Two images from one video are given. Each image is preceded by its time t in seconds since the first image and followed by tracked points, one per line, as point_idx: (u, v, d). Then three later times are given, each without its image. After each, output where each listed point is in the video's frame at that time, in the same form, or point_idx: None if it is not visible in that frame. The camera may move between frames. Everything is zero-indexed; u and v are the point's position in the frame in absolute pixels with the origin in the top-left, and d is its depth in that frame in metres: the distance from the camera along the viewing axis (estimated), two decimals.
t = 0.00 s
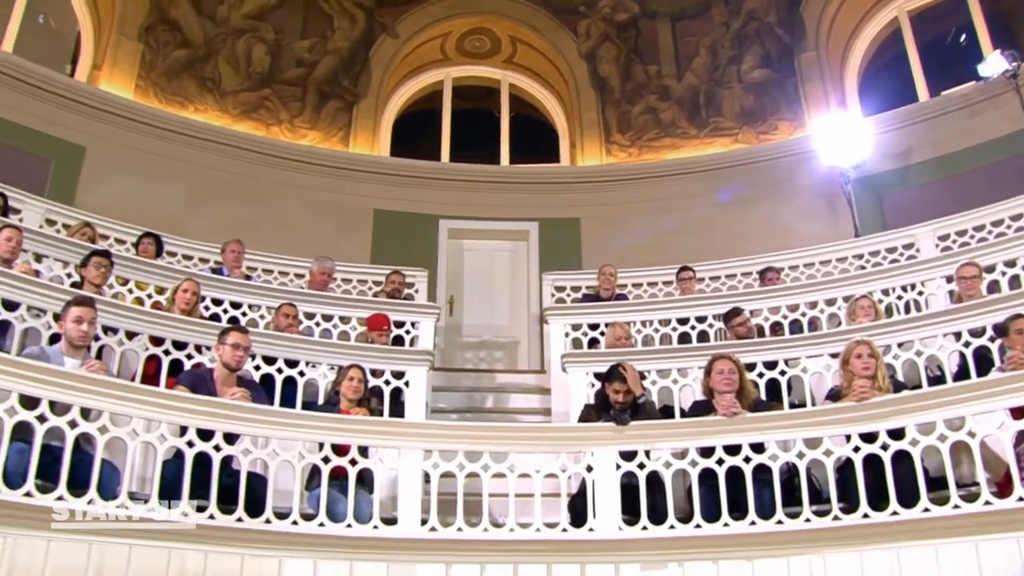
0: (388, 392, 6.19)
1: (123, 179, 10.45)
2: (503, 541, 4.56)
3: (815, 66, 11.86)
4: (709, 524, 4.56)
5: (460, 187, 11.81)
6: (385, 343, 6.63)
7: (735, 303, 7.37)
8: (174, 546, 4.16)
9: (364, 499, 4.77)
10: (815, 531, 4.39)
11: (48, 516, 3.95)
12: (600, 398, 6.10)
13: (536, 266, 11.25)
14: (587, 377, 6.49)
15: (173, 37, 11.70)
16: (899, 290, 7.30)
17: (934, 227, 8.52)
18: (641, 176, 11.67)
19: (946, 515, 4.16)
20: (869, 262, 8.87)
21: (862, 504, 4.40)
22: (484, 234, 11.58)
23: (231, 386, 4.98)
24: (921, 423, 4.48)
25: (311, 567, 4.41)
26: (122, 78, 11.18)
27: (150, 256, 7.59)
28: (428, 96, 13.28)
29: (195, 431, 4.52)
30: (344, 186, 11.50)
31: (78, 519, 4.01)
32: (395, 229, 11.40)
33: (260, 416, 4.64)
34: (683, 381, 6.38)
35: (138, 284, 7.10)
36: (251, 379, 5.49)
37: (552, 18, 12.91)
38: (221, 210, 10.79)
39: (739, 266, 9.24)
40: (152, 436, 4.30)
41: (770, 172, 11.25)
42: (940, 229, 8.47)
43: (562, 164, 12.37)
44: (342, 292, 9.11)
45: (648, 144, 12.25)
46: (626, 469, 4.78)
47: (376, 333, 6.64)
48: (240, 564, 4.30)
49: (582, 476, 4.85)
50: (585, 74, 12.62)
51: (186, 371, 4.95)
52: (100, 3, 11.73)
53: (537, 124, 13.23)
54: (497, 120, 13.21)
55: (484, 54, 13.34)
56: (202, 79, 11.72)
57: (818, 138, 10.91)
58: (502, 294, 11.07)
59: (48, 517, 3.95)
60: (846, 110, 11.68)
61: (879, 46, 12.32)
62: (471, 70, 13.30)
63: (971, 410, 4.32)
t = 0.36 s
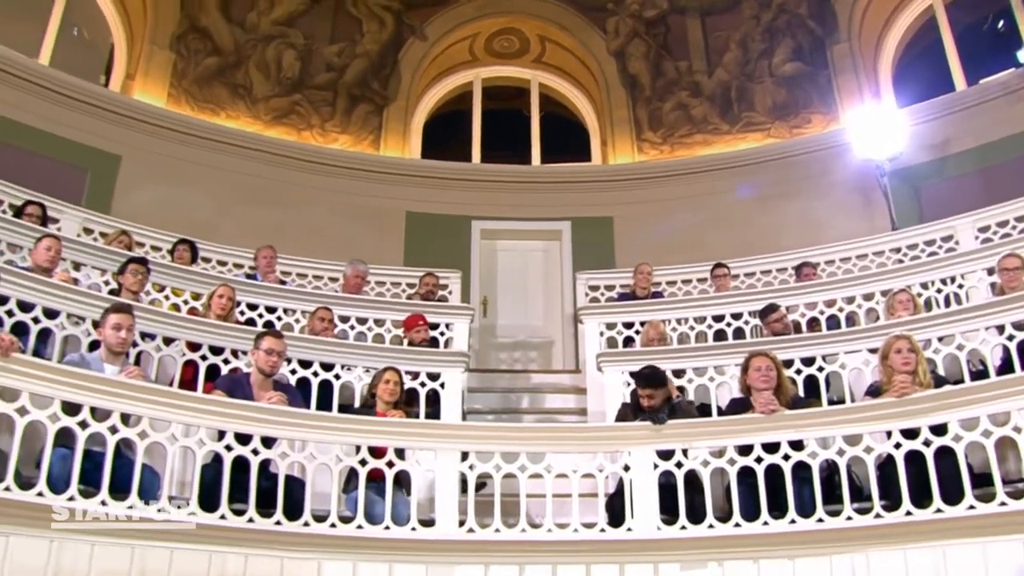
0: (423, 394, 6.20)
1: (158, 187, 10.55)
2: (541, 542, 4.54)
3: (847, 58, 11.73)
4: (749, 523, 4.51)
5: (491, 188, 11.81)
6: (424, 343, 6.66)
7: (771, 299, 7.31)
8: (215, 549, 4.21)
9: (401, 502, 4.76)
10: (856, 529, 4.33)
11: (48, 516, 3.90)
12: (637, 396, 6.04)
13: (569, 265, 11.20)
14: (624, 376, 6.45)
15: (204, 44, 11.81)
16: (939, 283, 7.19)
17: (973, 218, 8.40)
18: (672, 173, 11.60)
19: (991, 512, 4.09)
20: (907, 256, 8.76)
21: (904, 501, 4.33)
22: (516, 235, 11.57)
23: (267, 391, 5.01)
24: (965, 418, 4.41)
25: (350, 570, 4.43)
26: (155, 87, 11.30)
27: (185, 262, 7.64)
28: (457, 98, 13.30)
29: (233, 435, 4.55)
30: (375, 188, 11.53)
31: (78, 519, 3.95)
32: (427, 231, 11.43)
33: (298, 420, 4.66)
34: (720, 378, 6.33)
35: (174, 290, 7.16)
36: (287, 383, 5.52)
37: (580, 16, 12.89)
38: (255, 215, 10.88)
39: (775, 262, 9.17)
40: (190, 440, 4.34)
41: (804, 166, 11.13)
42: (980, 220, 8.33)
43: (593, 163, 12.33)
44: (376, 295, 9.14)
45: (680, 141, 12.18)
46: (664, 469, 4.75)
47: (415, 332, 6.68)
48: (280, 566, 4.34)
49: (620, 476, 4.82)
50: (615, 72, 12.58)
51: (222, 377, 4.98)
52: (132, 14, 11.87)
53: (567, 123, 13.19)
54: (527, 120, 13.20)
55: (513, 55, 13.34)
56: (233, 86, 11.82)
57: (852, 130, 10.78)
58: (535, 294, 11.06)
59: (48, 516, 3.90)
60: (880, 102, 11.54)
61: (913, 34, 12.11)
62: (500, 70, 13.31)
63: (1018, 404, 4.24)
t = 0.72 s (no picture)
0: (464, 398, 6.20)
1: (196, 195, 10.67)
2: (583, 544, 4.52)
3: (885, 49, 11.57)
4: (793, 523, 4.46)
5: (525, 190, 11.80)
6: (465, 347, 6.67)
7: (812, 296, 7.23)
8: (259, 554, 4.26)
9: (443, 505, 4.76)
10: (904, 529, 4.26)
11: (50, 517, 3.86)
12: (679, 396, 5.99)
13: (606, 266, 11.15)
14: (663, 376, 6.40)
15: (238, 54, 11.92)
16: (984, 276, 7.06)
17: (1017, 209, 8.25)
18: (707, 171, 11.52)
19: None
20: (950, 250, 8.63)
21: (953, 500, 4.25)
22: (552, 236, 11.55)
23: (308, 397, 5.03)
24: (1015, 414, 4.33)
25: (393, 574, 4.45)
26: (191, 98, 11.43)
27: (224, 270, 7.70)
28: (490, 100, 13.31)
29: (275, 441, 4.58)
30: (410, 193, 11.57)
31: (84, 521, 3.92)
32: (463, 234, 11.44)
33: (338, 425, 4.69)
34: (761, 377, 6.25)
35: (214, 298, 7.23)
36: (328, 388, 5.54)
37: (612, 15, 12.84)
38: (291, 222, 10.96)
39: (815, 258, 9.08)
40: (232, 447, 4.38)
41: (842, 160, 10.99)
42: None
43: (628, 162, 12.28)
44: (414, 299, 9.16)
45: (715, 138, 12.09)
46: (706, 469, 4.71)
47: (456, 336, 6.71)
48: (323, 571, 4.37)
49: (662, 477, 4.78)
50: (648, 70, 12.52)
51: (263, 384, 5.00)
52: (168, 26, 12.03)
53: (601, 123, 13.15)
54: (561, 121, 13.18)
55: (545, 56, 13.32)
56: (268, 94, 11.93)
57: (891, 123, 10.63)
58: (572, 295, 11.02)
59: (50, 517, 3.86)
60: (919, 93, 11.38)
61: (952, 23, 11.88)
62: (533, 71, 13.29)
63: None
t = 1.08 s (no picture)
0: (506, 401, 6.19)
1: (235, 204, 10.77)
2: (628, 547, 4.50)
3: (925, 38, 11.40)
4: (841, 522, 4.39)
5: (562, 192, 11.77)
6: (507, 350, 6.69)
7: (855, 292, 7.13)
8: (305, 559, 4.29)
9: (487, 509, 4.75)
10: (957, 529, 4.18)
11: (48, 516, 3.79)
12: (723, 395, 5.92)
13: (644, 265, 11.09)
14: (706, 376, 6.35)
15: (274, 63, 12.02)
16: None
17: None
18: (741, 168, 11.46)
19: None
20: (996, 242, 8.48)
21: (1007, 499, 4.17)
22: (589, 237, 11.51)
23: (351, 403, 5.05)
24: None
25: None
26: (228, 108, 11.55)
27: (264, 278, 7.76)
28: (525, 103, 13.30)
29: (318, 447, 4.60)
30: (446, 197, 11.60)
31: (79, 519, 3.85)
32: (500, 237, 11.44)
33: (381, 431, 4.70)
34: (805, 375, 6.18)
35: (254, 305, 7.28)
36: (369, 394, 5.54)
37: (645, 14, 12.78)
38: (330, 229, 11.03)
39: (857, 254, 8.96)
40: (277, 453, 4.40)
41: (882, 154, 10.85)
42: None
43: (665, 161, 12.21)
44: (453, 303, 9.18)
45: (752, 135, 11.99)
46: (751, 469, 4.65)
47: (498, 338, 6.72)
48: None
49: (707, 477, 4.73)
50: (683, 68, 12.44)
51: (306, 390, 5.01)
52: (204, 38, 12.17)
53: (636, 123, 13.10)
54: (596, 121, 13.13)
55: (578, 56, 13.28)
56: (303, 102, 12.03)
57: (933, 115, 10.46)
58: (611, 295, 10.97)
59: (48, 516, 3.79)
60: (962, 82, 11.20)
61: (995, 11, 11.68)
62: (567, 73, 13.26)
63: None
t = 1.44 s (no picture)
0: (546, 403, 6.17)
1: (272, 211, 10.86)
2: (673, 549, 4.45)
3: (965, 26, 11.21)
4: (888, 521, 4.32)
5: (597, 192, 11.73)
6: (547, 352, 6.72)
7: (899, 287, 7.02)
8: (349, 564, 4.31)
9: (529, 512, 4.74)
10: (1010, 528, 4.09)
11: (47, 516, 3.74)
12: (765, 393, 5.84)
13: (682, 264, 11.01)
14: (747, 375, 6.28)
15: (308, 71, 12.10)
16: None
17: None
18: (757, 168, 11.43)
19: None
20: None
21: None
22: (626, 237, 11.45)
23: (392, 408, 5.06)
24: None
25: None
26: (264, 116, 11.66)
27: (303, 284, 7.80)
28: (558, 104, 13.28)
29: (359, 452, 4.62)
30: (481, 200, 11.61)
31: (78, 519, 3.80)
32: (536, 238, 11.43)
33: (420, 434, 4.71)
34: (847, 373, 6.10)
35: (294, 312, 7.32)
36: (409, 398, 5.54)
37: (677, 11, 12.70)
38: (366, 234, 11.08)
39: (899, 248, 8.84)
40: (319, 459, 4.43)
41: (923, 146, 10.70)
42: None
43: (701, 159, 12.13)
44: (491, 306, 9.17)
45: (789, 130, 11.88)
46: (795, 468, 4.59)
47: (537, 341, 6.75)
48: None
49: (750, 477, 4.68)
50: (717, 64, 12.36)
51: (346, 395, 5.04)
52: (239, 48, 12.29)
53: (671, 122, 13.03)
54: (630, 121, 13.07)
55: (611, 55, 13.23)
56: (338, 109, 12.10)
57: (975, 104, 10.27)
58: (650, 295, 10.90)
59: (47, 516, 3.74)
60: (1005, 69, 11.00)
61: None
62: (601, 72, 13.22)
63: None
